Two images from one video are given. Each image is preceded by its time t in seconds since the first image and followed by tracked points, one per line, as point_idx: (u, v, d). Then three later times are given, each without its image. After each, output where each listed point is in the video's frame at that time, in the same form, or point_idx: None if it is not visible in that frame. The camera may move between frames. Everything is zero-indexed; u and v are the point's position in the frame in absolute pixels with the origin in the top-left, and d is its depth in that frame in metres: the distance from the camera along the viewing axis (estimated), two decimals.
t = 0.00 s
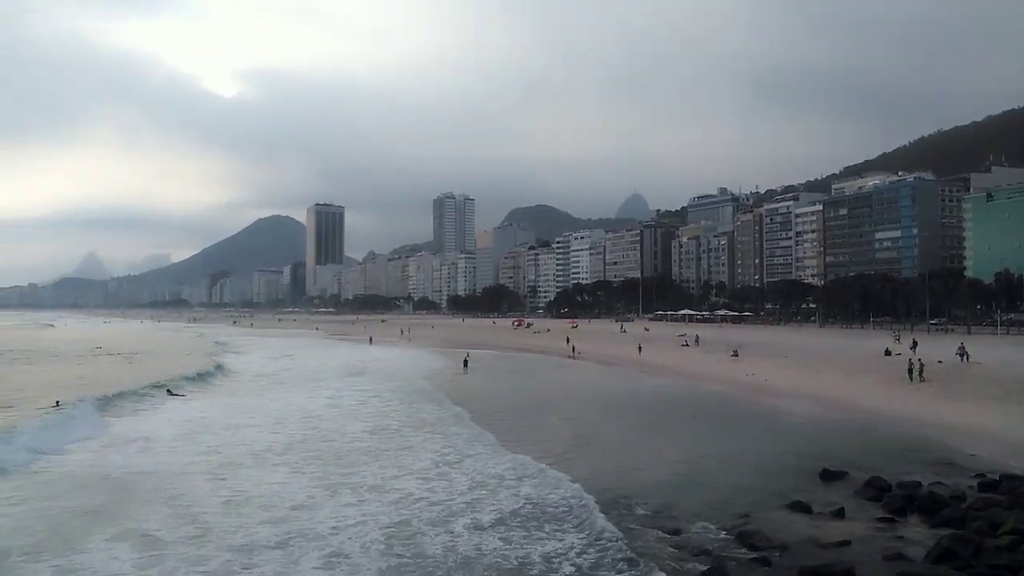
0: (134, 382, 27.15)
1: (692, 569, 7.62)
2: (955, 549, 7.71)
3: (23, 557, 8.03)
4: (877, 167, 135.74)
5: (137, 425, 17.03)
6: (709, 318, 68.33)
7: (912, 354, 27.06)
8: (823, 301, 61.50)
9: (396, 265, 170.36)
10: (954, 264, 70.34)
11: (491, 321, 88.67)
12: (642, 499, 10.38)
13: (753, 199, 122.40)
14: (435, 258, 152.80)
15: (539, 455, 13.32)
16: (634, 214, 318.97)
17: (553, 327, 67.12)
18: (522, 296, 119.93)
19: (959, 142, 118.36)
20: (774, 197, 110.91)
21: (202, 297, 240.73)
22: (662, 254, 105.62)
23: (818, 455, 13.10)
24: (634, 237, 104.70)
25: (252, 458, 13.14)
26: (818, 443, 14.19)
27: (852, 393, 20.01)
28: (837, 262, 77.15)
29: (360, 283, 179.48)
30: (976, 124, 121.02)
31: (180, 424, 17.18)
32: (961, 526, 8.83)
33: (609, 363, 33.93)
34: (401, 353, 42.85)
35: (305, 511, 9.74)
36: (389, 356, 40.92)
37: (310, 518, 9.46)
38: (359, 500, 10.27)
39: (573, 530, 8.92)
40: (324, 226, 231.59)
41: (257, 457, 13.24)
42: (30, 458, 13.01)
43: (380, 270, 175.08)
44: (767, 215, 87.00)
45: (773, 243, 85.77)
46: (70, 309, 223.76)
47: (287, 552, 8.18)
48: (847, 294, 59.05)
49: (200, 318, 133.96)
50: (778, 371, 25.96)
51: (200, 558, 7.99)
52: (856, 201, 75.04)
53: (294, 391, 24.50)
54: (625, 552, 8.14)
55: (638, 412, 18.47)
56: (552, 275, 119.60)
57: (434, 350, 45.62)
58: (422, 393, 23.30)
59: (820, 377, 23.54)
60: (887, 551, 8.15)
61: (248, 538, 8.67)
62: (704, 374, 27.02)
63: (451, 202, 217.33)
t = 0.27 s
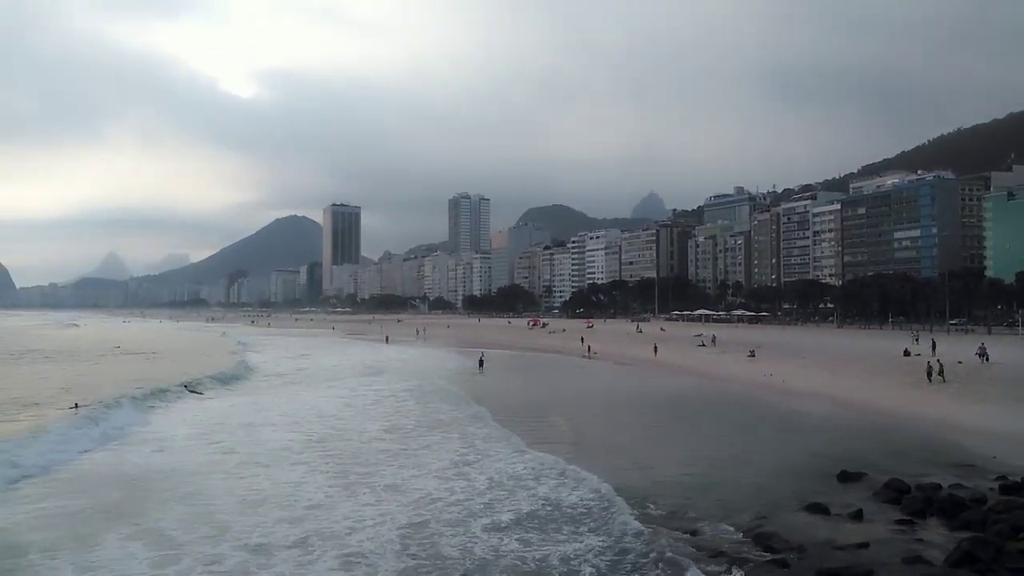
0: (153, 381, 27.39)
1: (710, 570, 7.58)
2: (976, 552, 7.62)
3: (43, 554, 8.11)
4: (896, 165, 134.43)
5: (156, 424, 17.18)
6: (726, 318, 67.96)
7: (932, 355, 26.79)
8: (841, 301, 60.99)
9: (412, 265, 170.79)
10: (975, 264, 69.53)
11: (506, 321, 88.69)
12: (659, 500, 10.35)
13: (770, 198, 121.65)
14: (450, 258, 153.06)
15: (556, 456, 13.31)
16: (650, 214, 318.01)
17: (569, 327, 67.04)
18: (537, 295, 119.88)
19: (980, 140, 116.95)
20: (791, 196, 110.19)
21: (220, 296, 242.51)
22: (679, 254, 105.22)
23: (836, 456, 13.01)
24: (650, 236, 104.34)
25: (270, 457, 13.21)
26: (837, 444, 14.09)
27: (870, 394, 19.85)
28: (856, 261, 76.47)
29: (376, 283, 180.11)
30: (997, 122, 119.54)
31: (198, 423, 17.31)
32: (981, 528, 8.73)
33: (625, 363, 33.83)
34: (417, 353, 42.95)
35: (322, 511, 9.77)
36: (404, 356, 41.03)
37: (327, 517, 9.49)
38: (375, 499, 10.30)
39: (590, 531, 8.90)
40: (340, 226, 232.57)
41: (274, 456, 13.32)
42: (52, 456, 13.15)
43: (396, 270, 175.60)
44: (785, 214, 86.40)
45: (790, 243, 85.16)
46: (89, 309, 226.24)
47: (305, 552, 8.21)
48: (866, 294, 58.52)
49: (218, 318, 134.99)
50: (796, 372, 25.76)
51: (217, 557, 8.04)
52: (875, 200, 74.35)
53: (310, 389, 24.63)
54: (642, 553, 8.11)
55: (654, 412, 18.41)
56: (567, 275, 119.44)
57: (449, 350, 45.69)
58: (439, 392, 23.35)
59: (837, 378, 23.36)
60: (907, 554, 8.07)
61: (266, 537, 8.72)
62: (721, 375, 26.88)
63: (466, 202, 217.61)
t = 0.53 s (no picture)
0: (171, 382, 27.66)
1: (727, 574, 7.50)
2: (999, 557, 7.48)
3: (61, 555, 8.19)
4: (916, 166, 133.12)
5: (175, 424, 17.34)
6: (743, 320, 67.55)
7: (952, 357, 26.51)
8: (859, 302, 60.45)
9: (427, 267, 171.19)
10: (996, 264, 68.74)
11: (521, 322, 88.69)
12: (677, 502, 10.30)
13: (787, 199, 120.78)
14: (466, 260, 153.27)
15: (572, 458, 13.28)
16: (665, 215, 317.84)
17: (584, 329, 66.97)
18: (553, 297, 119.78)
19: (1000, 140, 115.54)
20: (809, 197, 109.40)
21: (237, 298, 244.47)
22: (695, 255, 104.77)
23: (855, 459, 12.85)
24: (666, 238, 103.96)
25: (287, 458, 13.29)
26: (856, 447, 13.97)
27: (890, 397, 19.60)
28: (874, 263, 75.74)
29: (391, 285, 180.69)
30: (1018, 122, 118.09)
31: (216, 424, 17.45)
32: (1003, 533, 8.59)
33: (641, 364, 33.72)
34: (432, 355, 43.02)
35: (338, 513, 9.78)
36: (420, 357, 41.13)
37: (343, 519, 9.51)
38: (391, 502, 10.31)
39: (607, 533, 8.85)
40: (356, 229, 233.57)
41: (291, 457, 13.40)
42: (74, 456, 13.31)
43: (412, 272, 176.12)
44: (802, 215, 85.80)
45: (808, 244, 84.51)
46: (110, 311, 228.89)
47: (320, 554, 8.23)
48: (885, 295, 57.98)
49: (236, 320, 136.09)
50: (814, 374, 25.54)
51: (233, 559, 8.07)
52: (894, 200, 73.61)
53: (328, 391, 24.76)
54: (659, 558, 8.04)
55: (670, 414, 18.33)
56: (583, 276, 119.26)
57: (465, 351, 45.75)
58: (455, 393, 23.41)
59: (855, 380, 23.16)
60: (927, 557, 7.97)
61: (282, 539, 8.74)
62: (738, 377, 26.71)
63: (481, 204, 217.95)
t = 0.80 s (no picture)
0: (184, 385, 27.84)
1: None
2: (1016, 560, 7.41)
3: (75, 557, 8.27)
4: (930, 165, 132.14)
5: (188, 426, 17.46)
6: (755, 321, 67.27)
7: (967, 357, 26.33)
8: (873, 303, 60.06)
9: (438, 269, 171.51)
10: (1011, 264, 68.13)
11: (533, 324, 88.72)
12: (690, 504, 10.27)
13: (799, 199, 120.16)
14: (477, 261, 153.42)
15: (585, 459, 13.29)
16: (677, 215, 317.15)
17: (595, 330, 66.90)
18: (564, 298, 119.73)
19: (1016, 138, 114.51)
20: (821, 197, 108.84)
21: (250, 300, 245.85)
22: (707, 256, 104.45)
23: (869, 461, 12.76)
24: (677, 238, 103.66)
25: (300, 460, 13.37)
26: (871, 448, 13.88)
27: (904, 397, 19.46)
28: (888, 263, 75.26)
29: (403, 287, 181.15)
30: None
31: (229, 426, 17.57)
32: (1019, 535, 8.51)
33: (653, 366, 33.63)
34: (443, 356, 43.10)
35: (351, 515, 9.83)
36: (432, 359, 41.24)
37: (356, 521, 9.55)
38: (403, 504, 10.35)
39: (620, 536, 8.84)
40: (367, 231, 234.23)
41: (304, 459, 13.47)
42: (89, 457, 13.45)
43: (423, 274, 176.48)
44: (814, 215, 85.36)
45: (820, 244, 84.08)
46: (124, 314, 230.72)
47: (333, 557, 8.25)
48: (899, 295, 57.57)
49: (249, 322, 136.82)
50: (827, 375, 25.39)
51: (245, 561, 8.11)
52: (907, 200, 73.11)
53: (340, 393, 24.86)
54: (672, 560, 8.03)
55: (683, 416, 18.27)
56: (594, 277, 119.12)
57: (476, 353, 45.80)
58: (467, 395, 23.47)
59: (869, 380, 23.03)
60: (942, 560, 7.91)
61: (295, 541, 8.78)
62: (751, 378, 26.60)
63: (492, 206, 218.13)
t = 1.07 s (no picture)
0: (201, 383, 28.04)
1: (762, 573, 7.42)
2: None
3: (95, 555, 8.34)
4: (949, 157, 130.66)
5: (206, 424, 17.57)
6: (772, 316, 66.83)
7: (987, 351, 26.01)
8: (891, 297, 59.49)
9: (453, 266, 171.76)
10: None
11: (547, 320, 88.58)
12: (708, 500, 10.23)
13: (816, 193, 119.24)
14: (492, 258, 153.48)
15: (601, 456, 13.26)
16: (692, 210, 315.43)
17: (611, 326, 66.75)
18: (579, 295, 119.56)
19: None
20: (838, 190, 107.92)
21: (267, 299, 247.45)
22: (723, 251, 103.91)
23: (889, 456, 12.63)
24: (693, 233, 103.06)
25: (316, 458, 13.39)
26: (890, 442, 13.76)
27: (924, 392, 19.26)
28: (906, 256, 74.51)
29: (418, 284, 181.60)
30: None
31: (247, 424, 17.64)
32: None
33: (670, 362, 33.51)
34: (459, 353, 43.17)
35: (369, 512, 9.86)
36: (448, 355, 41.31)
37: (371, 520, 9.54)
38: (420, 501, 10.37)
39: (639, 534, 8.80)
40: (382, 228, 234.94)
41: (321, 457, 13.50)
42: (110, 455, 13.59)
43: (438, 271, 176.83)
44: (831, 209, 84.64)
45: (838, 238, 83.38)
46: (144, 313, 233.07)
47: (350, 555, 8.27)
48: (917, 289, 56.99)
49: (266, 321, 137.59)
50: (845, 369, 25.19)
51: (263, 559, 8.15)
52: (926, 193, 72.31)
53: (356, 390, 24.94)
54: (690, 557, 7.98)
55: (699, 411, 18.16)
56: (609, 273, 118.83)
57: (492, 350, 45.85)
58: (484, 392, 23.46)
59: (888, 375, 22.81)
60: (964, 555, 7.82)
61: (312, 539, 8.80)
62: (768, 373, 26.44)
63: (506, 202, 218.18)
